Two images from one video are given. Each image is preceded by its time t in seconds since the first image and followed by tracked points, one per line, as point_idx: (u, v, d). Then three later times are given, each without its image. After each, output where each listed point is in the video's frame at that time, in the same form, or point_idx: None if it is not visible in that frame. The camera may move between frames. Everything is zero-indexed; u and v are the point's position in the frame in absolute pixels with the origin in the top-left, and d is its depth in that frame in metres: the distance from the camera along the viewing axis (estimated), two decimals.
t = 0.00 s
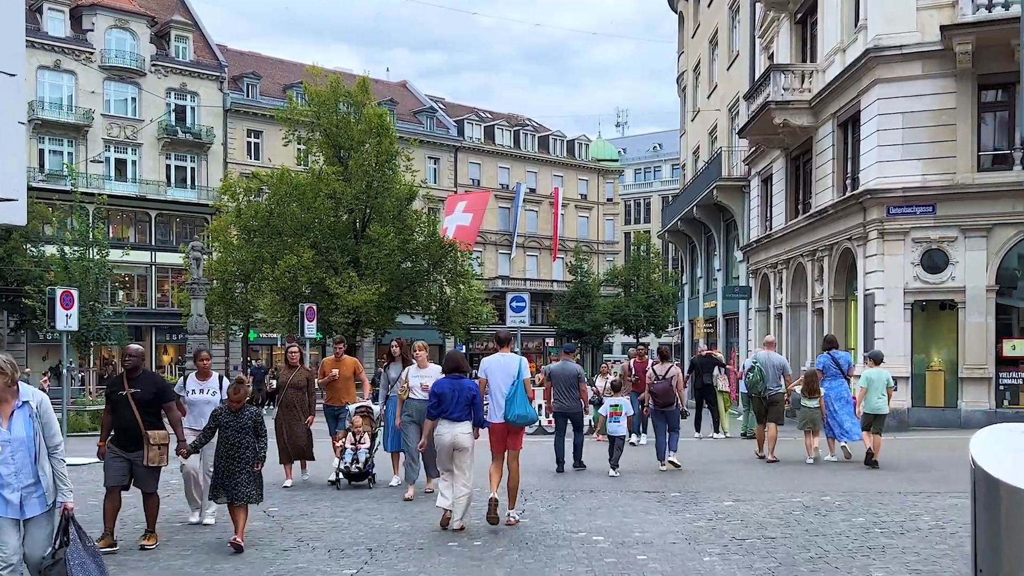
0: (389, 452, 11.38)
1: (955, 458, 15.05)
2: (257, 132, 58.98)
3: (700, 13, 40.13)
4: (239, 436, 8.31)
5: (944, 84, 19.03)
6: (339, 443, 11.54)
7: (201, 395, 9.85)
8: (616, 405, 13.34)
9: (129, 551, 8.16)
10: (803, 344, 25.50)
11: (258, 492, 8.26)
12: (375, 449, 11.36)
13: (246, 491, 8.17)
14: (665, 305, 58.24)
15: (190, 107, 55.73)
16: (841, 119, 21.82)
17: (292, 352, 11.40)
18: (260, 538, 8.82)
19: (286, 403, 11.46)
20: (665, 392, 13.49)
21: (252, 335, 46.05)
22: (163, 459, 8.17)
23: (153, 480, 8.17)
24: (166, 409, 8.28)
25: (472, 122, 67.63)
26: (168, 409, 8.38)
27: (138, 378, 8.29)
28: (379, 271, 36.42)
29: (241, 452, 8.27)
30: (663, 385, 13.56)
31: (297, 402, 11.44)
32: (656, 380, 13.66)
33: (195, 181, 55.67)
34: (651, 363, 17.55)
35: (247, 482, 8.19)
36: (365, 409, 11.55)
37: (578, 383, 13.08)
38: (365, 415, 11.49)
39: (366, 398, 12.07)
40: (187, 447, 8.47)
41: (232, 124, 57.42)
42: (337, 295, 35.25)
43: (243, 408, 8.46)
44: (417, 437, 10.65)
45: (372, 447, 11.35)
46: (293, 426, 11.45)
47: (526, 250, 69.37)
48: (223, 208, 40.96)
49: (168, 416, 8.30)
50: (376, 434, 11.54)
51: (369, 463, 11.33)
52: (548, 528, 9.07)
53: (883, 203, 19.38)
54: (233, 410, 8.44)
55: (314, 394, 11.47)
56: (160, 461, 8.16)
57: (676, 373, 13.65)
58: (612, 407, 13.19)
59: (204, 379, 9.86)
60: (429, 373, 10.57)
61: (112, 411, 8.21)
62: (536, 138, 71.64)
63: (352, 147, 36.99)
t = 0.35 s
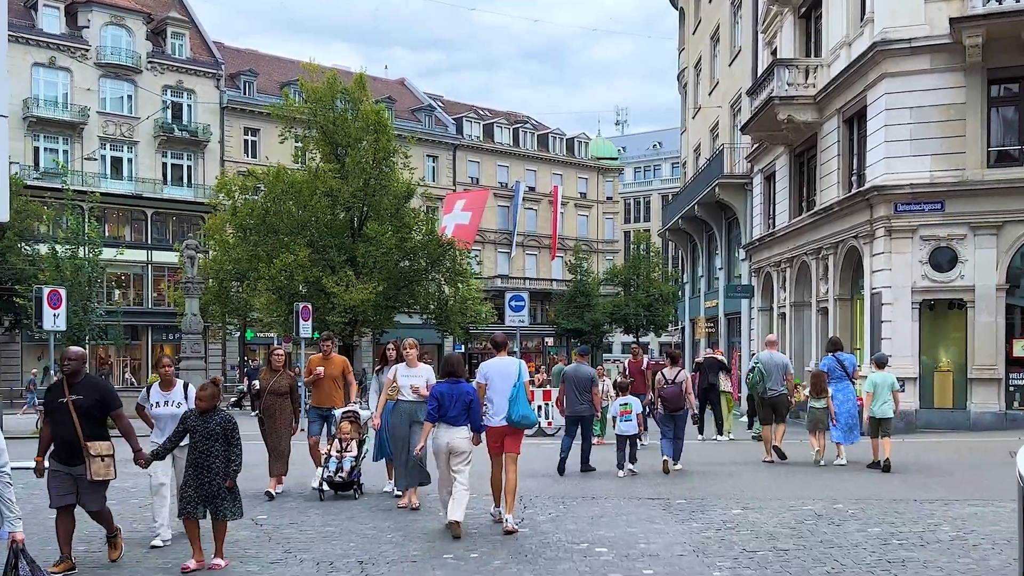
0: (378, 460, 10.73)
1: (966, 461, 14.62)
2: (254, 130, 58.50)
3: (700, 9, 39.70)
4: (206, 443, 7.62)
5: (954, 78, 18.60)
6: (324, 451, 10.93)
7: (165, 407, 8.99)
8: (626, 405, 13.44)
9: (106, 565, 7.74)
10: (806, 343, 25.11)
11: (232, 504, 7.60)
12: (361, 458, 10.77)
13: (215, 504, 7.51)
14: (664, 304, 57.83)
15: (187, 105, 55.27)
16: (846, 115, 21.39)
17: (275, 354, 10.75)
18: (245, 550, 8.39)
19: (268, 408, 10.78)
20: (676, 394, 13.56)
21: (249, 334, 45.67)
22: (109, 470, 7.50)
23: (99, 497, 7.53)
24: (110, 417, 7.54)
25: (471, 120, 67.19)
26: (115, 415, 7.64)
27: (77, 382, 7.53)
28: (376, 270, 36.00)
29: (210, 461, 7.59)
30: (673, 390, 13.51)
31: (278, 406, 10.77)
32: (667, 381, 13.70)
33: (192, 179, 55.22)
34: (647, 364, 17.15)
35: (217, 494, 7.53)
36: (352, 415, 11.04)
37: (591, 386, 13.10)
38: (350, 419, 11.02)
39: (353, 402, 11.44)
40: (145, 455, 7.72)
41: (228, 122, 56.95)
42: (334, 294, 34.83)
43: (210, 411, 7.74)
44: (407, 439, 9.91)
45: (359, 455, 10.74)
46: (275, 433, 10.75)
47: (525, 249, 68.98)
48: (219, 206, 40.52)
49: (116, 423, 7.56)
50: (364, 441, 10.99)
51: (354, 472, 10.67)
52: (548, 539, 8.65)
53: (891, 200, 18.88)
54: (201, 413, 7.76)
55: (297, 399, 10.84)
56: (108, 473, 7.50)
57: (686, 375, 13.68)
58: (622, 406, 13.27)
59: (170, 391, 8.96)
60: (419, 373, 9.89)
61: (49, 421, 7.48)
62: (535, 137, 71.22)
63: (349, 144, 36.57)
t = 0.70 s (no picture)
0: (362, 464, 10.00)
1: (976, 460, 14.19)
2: (250, 127, 57.98)
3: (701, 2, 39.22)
4: (147, 448, 6.84)
5: (961, 69, 18.18)
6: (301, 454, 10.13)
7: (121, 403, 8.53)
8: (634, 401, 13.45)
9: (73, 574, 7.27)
10: (809, 340, 24.70)
11: (183, 513, 6.87)
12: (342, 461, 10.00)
13: (162, 515, 6.76)
14: (663, 302, 57.60)
15: (182, 101, 54.78)
16: (850, 107, 20.96)
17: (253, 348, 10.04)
18: (224, 556, 7.95)
19: (243, 407, 9.99)
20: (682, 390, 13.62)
21: (245, 332, 45.22)
22: (46, 482, 6.66)
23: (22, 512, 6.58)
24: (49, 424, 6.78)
25: (469, 116, 66.71)
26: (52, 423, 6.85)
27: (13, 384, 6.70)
28: (372, 267, 35.53)
29: (151, 466, 6.82)
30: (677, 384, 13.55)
31: (254, 404, 9.96)
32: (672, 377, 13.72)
33: (187, 176, 54.72)
34: (642, 362, 16.71)
35: (162, 505, 6.76)
36: (331, 414, 10.21)
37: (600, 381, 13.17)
38: (331, 419, 10.20)
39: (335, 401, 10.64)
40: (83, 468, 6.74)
41: (224, 118, 56.43)
42: (329, 291, 34.34)
43: (151, 412, 6.97)
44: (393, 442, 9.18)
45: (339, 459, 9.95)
46: (252, 433, 9.96)
47: (524, 247, 68.52)
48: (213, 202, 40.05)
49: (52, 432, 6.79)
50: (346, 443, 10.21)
51: (334, 476, 9.92)
52: (544, 543, 8.22)
53: (896, 193, 18.45)
54: (138, 416, 6.98)
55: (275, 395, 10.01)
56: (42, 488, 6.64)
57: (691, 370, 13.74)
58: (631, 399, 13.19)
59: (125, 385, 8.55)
60: (409, 369, 9.22)
61: None
62: (534, 134, 70.76)
63: (345, 139, 36.14)
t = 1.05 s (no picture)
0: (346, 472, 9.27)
1: (987, 461, 13.79)
2: (247, 124, 57.47)
3: None
4: (77, 467, 6.14)
5: (970, 60, 17.78)
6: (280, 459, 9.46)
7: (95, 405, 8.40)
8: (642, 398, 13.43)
9: None
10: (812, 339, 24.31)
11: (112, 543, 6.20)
12: (324, 468, 9.30)
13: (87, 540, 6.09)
14: (663, 300, 57.05)
15: (178, 98, 54.26)
16: (855, 100, 20.53)
17: (221, 348, 9.39)
18: (204, 564, 7.52)
19: (214, 408, 9.34)
20: (686, 385, 13.56)
21: (241, 331, 44.82)
22: None
23: None
24: None
25: (467, 114, 66.25)
26: None
27: None
28: (368, 264, 35.10)
29: (81, 485, 6.13)
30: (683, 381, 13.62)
31: (226, 407, 9.34)
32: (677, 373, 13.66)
33: (184, 173, 54.24)
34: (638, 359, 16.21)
35: (90, 528, 6.11)
36: (311, 417, 9.53)
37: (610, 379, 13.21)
38: (312, 422, 9.53)
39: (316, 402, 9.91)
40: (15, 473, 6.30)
41: (220, 115, 55.91)
42: (325, 289, 33.88)
43: (86, 424, 6.22)
44: (387, 448, 8.56)
45: (321, 466, 9.25)
46: (223, 438, 9.33)
47: (523, 246, 68.09)
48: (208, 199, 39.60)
49: None
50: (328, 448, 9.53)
51: (315, 484, 9.16)
52: (543, 551, 7.79)
53: (904, 187, 18.00)
54: (72, 426, 6.21)
55: (248, 397, 9.45)
56: None
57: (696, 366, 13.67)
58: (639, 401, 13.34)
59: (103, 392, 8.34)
60: (400, 369, 8.57)
61: None
62: (532, 131, 70.32)
63: (341, 135, 35.73)
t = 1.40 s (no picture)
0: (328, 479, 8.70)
1: (1000, 465, 13.38)
2: (244, 121, 56.92)
3: None
4: None
5: (980, 53, 17.35)
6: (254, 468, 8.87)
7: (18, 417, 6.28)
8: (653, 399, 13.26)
9: None
10: (816, 338, 23.88)
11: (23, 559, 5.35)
12: (303, 479, 8.75)
13: None
14: (663, 299, 56.45)
15: (175, 95, 53.77)
16: (861, 94, 20.11)
17: (192, 347, 8.49)
18: None
19: (180, 415, 8.38)
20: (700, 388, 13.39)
21: (238, 330, 44.40)
22: None
23: None
24: None
25: (466, 111, 65.78)
26: None
27: None
28: (364, 263, 34.66)
29: None
30: (698, 383, 13.36)
31: (194, 412, 8.41)
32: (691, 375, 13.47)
33: (180, 171, 53.79)
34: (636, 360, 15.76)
35: None
36: (291, 423, 8.93)
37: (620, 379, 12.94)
38: (291, 428, 8.92)
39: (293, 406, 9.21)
40: None
41: (217, 112, 55.39)
42: (321, 287, 33.44)
43: None
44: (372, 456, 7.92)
45: (299, 477, 8.71)
46: (191, 447, 8.37)
47: (522, 244, 67.65)
48: (203, 196, 39.15)
49: None
50: (307, 458, 8.94)
51: (292, 495, 8.64)
52: (542, 562, 7.37)
53: (911, 182, 17.54)
54: None
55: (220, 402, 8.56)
56: None
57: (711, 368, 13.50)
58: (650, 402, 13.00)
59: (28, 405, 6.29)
60: (385, 371, 7.98)
61: None
62: (531, 129, 69.83)
63: (338, 131, 35.28)
